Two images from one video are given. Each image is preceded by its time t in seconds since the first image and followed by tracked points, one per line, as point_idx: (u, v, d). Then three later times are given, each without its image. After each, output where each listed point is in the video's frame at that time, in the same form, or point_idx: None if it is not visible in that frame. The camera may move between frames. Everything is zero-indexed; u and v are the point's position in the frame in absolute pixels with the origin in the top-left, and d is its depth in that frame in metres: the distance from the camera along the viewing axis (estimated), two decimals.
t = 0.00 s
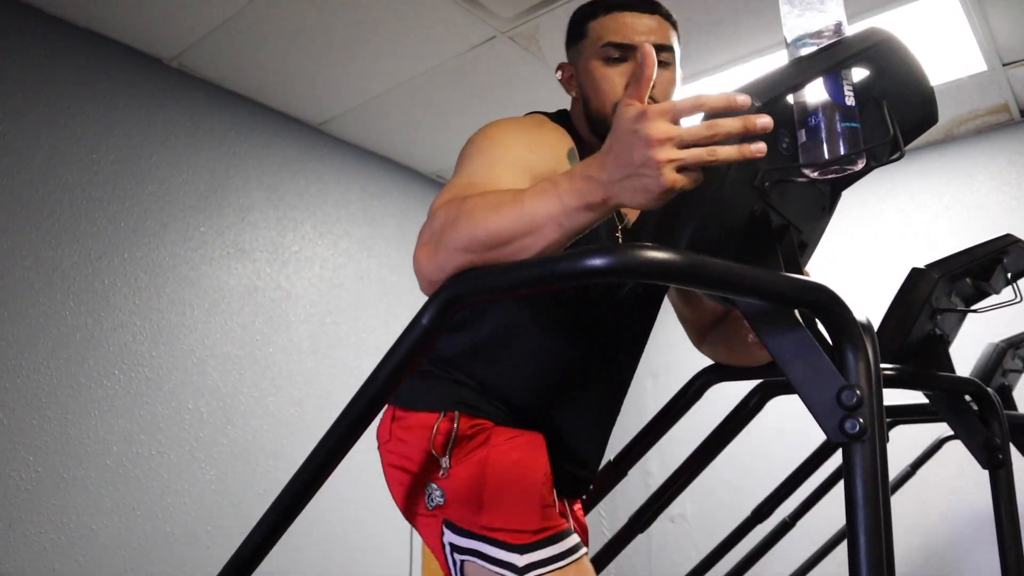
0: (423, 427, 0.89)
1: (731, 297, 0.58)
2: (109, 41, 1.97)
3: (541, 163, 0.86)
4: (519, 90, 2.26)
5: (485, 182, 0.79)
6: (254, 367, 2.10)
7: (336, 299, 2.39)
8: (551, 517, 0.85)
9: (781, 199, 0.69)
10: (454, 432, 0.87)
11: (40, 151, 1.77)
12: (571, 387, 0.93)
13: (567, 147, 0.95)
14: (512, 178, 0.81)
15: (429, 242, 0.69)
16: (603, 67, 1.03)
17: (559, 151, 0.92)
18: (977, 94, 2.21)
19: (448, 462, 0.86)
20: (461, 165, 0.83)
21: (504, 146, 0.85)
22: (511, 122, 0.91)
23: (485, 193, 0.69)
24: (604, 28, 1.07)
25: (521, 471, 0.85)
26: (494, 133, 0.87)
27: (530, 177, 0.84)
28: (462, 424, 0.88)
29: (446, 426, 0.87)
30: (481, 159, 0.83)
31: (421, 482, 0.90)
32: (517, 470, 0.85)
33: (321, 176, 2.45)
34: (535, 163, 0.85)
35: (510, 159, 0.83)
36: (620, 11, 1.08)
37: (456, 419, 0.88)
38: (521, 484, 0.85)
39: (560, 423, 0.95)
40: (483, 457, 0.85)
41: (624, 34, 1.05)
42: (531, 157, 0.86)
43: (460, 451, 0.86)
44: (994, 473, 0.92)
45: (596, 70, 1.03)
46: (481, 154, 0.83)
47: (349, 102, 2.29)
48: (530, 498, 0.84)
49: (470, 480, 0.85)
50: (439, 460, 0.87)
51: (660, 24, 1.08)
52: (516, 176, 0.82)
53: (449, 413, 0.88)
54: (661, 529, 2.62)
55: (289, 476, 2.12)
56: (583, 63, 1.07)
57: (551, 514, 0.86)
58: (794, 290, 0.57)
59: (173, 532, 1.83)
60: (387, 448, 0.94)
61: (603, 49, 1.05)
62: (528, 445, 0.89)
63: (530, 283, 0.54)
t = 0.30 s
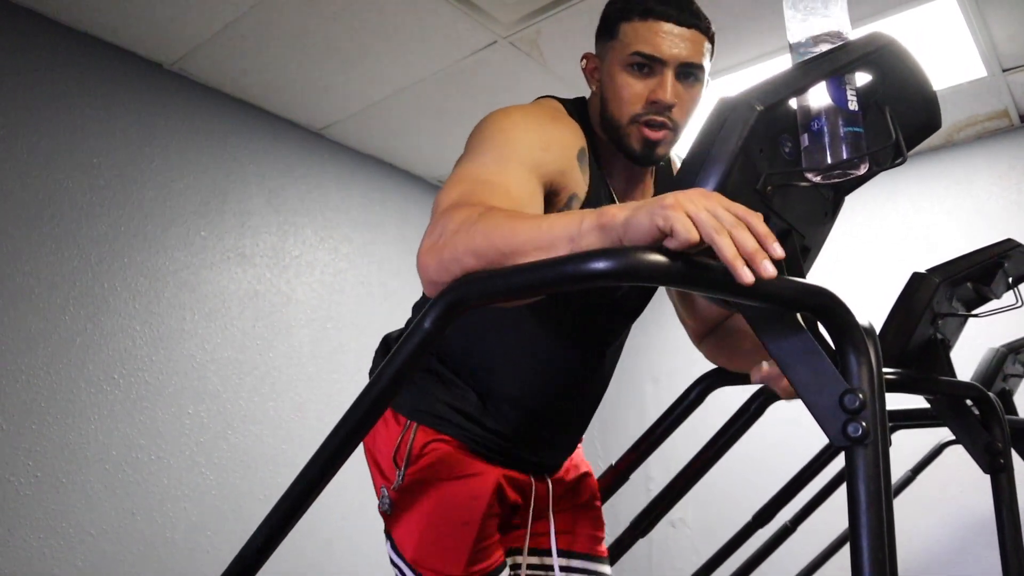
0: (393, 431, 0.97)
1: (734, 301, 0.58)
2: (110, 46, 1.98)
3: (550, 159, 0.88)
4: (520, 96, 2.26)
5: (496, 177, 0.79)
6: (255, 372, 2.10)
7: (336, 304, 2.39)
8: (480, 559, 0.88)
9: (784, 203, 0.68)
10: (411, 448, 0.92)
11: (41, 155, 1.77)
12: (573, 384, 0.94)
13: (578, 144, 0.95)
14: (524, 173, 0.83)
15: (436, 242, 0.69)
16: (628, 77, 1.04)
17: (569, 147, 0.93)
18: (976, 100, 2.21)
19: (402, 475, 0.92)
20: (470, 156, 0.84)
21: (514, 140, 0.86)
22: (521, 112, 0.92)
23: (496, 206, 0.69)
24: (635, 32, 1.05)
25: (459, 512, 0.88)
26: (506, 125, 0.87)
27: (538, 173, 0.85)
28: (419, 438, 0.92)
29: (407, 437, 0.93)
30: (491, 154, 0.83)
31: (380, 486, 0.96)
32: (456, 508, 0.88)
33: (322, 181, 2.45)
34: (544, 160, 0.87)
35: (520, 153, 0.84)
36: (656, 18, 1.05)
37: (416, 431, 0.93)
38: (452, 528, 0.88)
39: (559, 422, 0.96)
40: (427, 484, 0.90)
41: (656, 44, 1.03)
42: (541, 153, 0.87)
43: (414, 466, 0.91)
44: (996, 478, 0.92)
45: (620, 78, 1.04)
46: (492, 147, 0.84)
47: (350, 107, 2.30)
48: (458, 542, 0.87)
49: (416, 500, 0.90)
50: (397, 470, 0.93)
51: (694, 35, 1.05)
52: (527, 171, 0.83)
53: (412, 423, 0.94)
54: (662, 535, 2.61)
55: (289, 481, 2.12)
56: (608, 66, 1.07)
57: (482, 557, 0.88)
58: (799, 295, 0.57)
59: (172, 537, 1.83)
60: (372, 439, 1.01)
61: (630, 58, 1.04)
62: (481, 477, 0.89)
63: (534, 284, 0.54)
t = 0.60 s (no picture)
0: (382, 472, 1.01)
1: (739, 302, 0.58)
2: (113, 47, 1.98)
3: (526, 155, 0.88)
4: (523, 97, 2.26)
5: (478, 175, 0.79)
6: (257, 374, 2.10)
7: (339, 306, 2.39)
8: None
9: (788, 204, 0.68)
10: (398, 500, 0.99)
11: (43, 156, 1.77)
12: (564, 381, 0.96)
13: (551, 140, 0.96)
14: (504, 169, 0.83)
15: (436, 241, 0.68)
16: (586, 67, 1.02)
17: (542, 142, 0.93)
18: (980, 102, 2.21)
19: (390, 521, 1.00)
20: (448, 155, 0.83)
21: (491, 138, 0.86)
22: (495, 113, 0.92)
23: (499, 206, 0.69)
24: (587, 25, 1.05)
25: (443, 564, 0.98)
26: (483, 125, 0.87)
27: (517, 169, 0.86)
28: (406, 489, 0.99)
29: (393, 486, 0.99)
30: (469, 153, 0.83)
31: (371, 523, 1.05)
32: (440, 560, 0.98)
33: (324, 182, 2.45)
34: (521, 157, 0.87)
35: (497, 151, 0.85)
36: (605, 9, 1.05)
37: (401, 481, 0.99)
38: None
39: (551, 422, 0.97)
40: (412, 536, 0.99)
41: (608, 32, 1.03)
42: (518, 149, 0.88)
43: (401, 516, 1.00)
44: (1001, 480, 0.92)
45: (579, 70, 1.03)
46: (470, 145, 0.84)
47: (352, 108, 2.30)
48: None
49: (402, 546, 0.99)
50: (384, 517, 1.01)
51: (646, 21, 1.05)
52: (506, 167, 0.84)
53: (399, 471, 0.98)
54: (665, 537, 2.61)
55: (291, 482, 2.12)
56: (565, 62, 1.06)
57: None
58: (804, 295, 0.56)
59: (174, 538, 1.82)
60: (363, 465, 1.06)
61: (586, 49, 1.03)
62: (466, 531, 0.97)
63: (538, 284, 0.53)
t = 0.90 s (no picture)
0: (394, 480, 1.01)
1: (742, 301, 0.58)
2: (114, 47, 1.98)
3: (538, 144, 0.88)
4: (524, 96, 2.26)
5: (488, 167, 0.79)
6: (258, 373, 2.10)
7: (339, 305, 2.38)
8: None
9: (792, 201, 0.68)
10: (411, 513, 1.00)
11: (44, 156, 1.77)
12: (571, 383, 0.92)
13: (564, 129, 0.95)
14: (515, 162, 0.82)
15: (442, 237, 0.68)
16: (604, 57, 1.04)
17: (554, 132, 0.93)
18: (982, 101, 2.20)
19: (402, 532, 1.01)
20: (460, 150, 0.84)
21: (502, 129, 0.86)
22: (509, 104, 0.92)
23: (506, 203, 0.69)
24: (604, 15, 1.07)
25: None
26: (491, 119, 0.87)
27: (529, 159, 0.85)
28: (420, 502, 0.99)
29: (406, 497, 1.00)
30: (479, 148, 0.82)
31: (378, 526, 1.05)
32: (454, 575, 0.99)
33: (324, 182, 2.45)
34: (533, 147, 0.87)
35: (509, 142, 0.85)
36: None
37: (416, 494, 0.99)
38: None
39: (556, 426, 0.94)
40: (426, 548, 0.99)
41: (625, 21, 1.05)
42: (529, 139, 0.87)
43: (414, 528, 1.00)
44: (1004, 480, 0.92)
45: (597, 60, 1.04)
46: (482, 138, 0.84)
47: (353, 108, 2.30)
48: None
49: (414, 559, 1.00)
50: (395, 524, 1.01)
51: (663, 10, 1.06)
52: (517, 158, 0.83)
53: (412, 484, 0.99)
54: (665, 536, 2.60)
55: (292, 482, 2.11)
56: (583, 53, 1.07)
57: None
58: (805, 292, 0.56)
59: (175, 538, 1.82)
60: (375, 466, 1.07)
61: (603, 39, 1.05)
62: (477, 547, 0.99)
63: (541, 281, 0.53)
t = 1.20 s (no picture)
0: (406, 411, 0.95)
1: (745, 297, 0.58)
2: (115, 44, 1.98)
3: (552, 141, 0.86)
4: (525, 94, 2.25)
5: (501, 163, 0.79)
6: (258, 370, 2.10)
7: (340, 302, 2.38)
8: (503, 529, 0.86)
9: (795, 197, 0.68)
10: (427, 419, 0.91)
11: (46, 153, 1.77)
12: (574, 379, 0.93)
13: (580, 125, 0.94)
14: (528, 159, 0.81)
15: (449, 231, 0.68)
16: (627, 54, 1.01)
17: (569, 127, 0.91)
18: (984, 99, 2.20)
19: (419, 448, 0.91)
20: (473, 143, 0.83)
21: (516, 124, 0.85)
22: (528, 96, 0.91)
23: (512, 200, 0.69)
24: (632, 4, 1.03)
25: (482, 482, 0.86)
26: (506, 112, 0.86)
27: (542, 157, 0.84)
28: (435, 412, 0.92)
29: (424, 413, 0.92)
30: (493, 143, 0.82)
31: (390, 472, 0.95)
32: (479, 476, 0.87)
33: (325, 179, 2.45)
34: (548, 143, 0.86)
35: (523, 137, 0.83)
36: None
37: (430, 407, 0.92)
38: (476, 491, 0.86)
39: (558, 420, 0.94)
40: (446, 450, 0.88)
41: (653, 17, 1.00)
42: (544, 135, 0.86)
43: (432, 438, 0.90)
44: (1005, 478, 0.92)
45: (620, 56, 1.02)
46: (497, 131, 0.83)
47: (355, 105, 2.30)
48: (482, 508, 0.85)
49: (434, 469, 0.89)
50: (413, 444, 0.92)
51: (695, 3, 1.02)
52: (529, 155, 0.82)
53: (427, 398, 0.92)
54: (666, 534, 2.61)
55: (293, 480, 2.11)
56: (607, 44, 1.04)
57: (503, 525, 0.87)
58: (811, 289, 0.56)
59: (176, 535, 1.82)
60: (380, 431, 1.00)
61: (628, 33, 1.02)
62: (501, 445, 0.89)
63: (546, 277, 0.53)
